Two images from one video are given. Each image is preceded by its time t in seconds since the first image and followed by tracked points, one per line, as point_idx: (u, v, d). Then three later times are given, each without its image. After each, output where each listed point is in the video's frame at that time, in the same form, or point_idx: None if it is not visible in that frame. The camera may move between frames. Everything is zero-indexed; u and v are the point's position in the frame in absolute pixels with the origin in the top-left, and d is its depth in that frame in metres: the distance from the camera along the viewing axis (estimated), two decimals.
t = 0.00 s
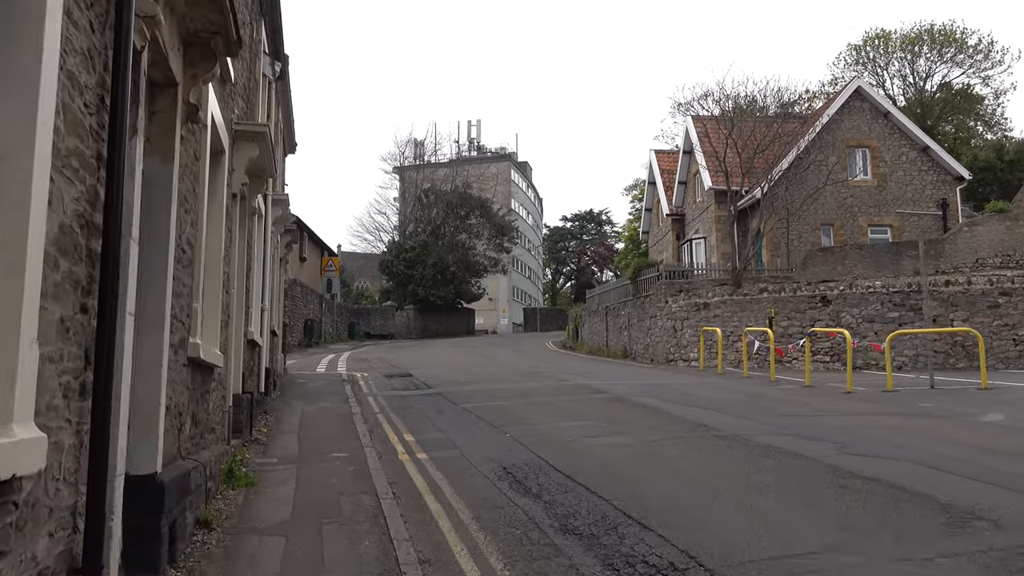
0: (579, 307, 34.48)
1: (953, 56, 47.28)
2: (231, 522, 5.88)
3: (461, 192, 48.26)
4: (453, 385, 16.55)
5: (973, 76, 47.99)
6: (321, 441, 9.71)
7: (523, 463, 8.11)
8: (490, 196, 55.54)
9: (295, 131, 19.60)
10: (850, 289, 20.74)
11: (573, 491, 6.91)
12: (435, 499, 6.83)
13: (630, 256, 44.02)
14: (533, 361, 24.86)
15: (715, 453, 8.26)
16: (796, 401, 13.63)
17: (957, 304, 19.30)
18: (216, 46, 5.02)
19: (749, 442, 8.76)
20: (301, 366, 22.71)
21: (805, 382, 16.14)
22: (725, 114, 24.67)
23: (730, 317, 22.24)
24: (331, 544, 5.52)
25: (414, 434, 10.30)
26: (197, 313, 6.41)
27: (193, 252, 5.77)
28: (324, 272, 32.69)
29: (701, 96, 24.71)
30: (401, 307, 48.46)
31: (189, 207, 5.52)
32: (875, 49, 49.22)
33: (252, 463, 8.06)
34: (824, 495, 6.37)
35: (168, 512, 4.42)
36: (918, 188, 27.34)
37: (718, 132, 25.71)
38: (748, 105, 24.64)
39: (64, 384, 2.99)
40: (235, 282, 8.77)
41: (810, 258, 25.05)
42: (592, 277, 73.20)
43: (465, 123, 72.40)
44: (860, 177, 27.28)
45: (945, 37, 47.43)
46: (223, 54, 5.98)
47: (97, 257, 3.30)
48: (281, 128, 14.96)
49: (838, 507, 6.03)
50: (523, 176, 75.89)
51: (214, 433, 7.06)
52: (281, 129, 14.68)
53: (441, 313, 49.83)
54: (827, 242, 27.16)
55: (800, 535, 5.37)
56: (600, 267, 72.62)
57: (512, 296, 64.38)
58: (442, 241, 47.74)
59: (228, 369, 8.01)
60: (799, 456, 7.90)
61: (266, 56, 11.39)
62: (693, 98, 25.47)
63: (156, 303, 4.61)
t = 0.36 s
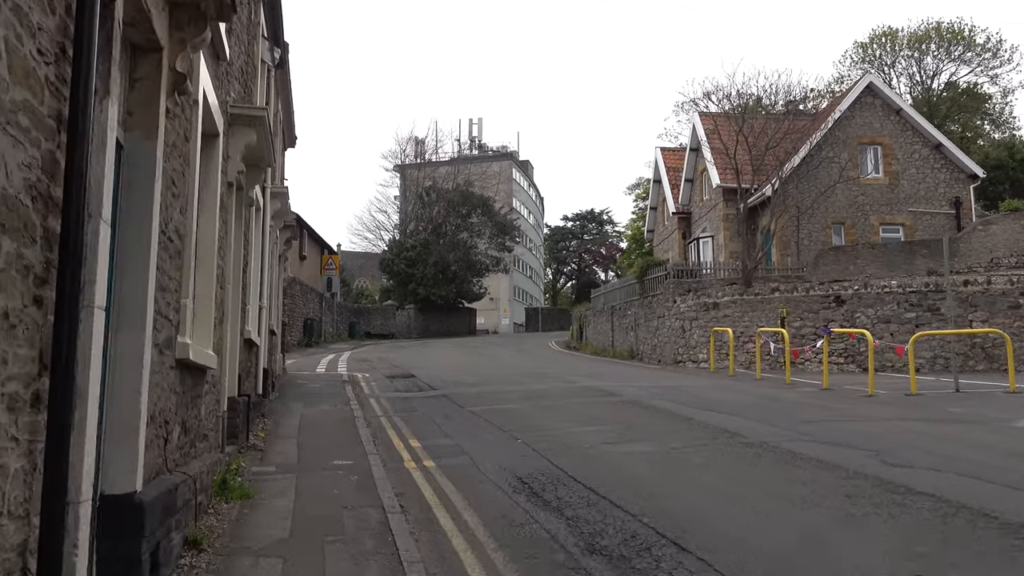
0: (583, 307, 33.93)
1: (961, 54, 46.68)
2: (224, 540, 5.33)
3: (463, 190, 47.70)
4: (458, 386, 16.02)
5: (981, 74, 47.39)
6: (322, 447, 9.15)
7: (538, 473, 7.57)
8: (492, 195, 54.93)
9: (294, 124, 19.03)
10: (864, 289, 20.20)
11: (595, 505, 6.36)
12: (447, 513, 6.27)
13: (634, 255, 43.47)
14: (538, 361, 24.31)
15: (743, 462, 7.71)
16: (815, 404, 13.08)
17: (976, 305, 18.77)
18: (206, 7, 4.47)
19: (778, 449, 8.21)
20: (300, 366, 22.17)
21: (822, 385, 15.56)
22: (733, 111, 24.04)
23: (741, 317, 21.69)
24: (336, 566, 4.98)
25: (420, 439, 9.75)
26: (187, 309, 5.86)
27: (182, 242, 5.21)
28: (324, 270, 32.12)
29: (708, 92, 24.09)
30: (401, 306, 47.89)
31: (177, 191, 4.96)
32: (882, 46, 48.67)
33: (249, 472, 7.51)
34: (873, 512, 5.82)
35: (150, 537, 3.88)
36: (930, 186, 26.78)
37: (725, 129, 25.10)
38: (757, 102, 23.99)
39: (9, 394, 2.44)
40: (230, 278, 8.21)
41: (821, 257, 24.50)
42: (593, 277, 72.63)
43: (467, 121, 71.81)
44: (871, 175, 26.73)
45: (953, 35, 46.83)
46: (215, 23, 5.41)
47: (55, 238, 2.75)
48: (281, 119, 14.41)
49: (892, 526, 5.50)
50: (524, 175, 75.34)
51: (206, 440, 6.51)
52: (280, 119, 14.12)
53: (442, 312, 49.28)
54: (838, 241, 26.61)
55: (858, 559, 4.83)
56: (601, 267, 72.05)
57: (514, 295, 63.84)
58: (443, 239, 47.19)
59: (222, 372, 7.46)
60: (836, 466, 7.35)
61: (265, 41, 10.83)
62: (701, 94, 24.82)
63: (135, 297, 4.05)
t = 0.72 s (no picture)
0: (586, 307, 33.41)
1: (967, 51, 46.13)
2: (211, 564, 4.80)
3: (463, 189, 47.16)
4: (461, 388, 15.49)
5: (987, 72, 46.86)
6: (320, 454, 8.62)
7: (552, 484, 7.04)
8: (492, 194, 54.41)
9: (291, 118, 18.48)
10: (877, 287, 19.67)
11: (619, 521, 5.82)
12: (457, 531, 5.75)
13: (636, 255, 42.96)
14: (542, 362, 23.80)
15: (774, 472, 7.18)
16: (834, 407, 12.56)
17: (994, 304, 18.31)
18: None
19: (808, 457, 7.70)
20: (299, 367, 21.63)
21: (839, 387, 15.04)
22: (740, 107, 23.39)
23: (750, 317, 21.16)
24: None
25: (424, 446, 9.21)
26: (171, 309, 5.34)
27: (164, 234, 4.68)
28: (323, 270, 31.56)
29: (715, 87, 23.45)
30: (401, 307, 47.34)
31: (158, 176, 4.43)
32: (886, 44, 48.16)
33: (242, 483, 6.98)
34: (926, 530, 5.31)
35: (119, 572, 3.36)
36: (941, 183, 26.25)
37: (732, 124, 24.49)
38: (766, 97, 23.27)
39: None
40: (222, 277, 7.68)
41: (831, 256, 23.97)
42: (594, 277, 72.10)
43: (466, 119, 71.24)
44: (880, 172, 26.21)
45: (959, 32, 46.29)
46: None
47: None
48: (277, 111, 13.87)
49: (951, 546, 4.98)
50: (524, 173, 74.81)
51: (193, 451, 5.97)
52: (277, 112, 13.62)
53: (441, 313, 48.71)
54: (847, 239, 26.09)
55: None
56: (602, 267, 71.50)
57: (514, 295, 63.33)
58: (443, 238, 46.67)
59: (213, 376, 6.92)
60: (874, 477, 6.84)
61: (259, 26, 10.28)
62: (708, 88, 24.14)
63: (105, 293, 3.52)
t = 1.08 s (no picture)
0: (590, 307, 32.87)
1: (975, 51, 45.64)
2: None
3: (465, 188, 46.63)
4: (467, 391, 14.98)
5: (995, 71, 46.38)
6: (322, 463, 8.10)
7: (573, 497, 6.53)
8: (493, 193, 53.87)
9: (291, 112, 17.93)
10: (893, 288, 19.15)
11: (652, 543, 5.30)
12: (474, 552, 5.23)
13: (640, 255, 42.46)
14: (547, 364, 23.27)
15: (813, 486, 6.65)
16: (857, 413, 12.05)
17: (1014, 306, 17.87)
18: None
19: (847, 470, 7.19)
20: (298, 368, 21.09)
21: (860, 392, 14.53)
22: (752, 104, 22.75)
23: (761, 319, 20.63)
24: None
25: (431, 454, 8.69)
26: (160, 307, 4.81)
27: (151, 220, 4.15)
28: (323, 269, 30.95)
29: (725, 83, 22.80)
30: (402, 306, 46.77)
31: (142, 154, 3.91)
32: (893, 43, 47.67)
33: (239, 496, 6.47)
34: (997, 558, 4.79)
35: None
36: (954, 182, 25.74)
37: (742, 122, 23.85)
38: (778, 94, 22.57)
39: None
40: (218, 272, 7.14)
41: (842, 256, 23.45)
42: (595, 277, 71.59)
43: (468, 118, 70.69)
44: (893, 170, 25.69)
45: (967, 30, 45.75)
46: None
47: None
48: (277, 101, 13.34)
49: None
50: (525, 172, 74.29)
51: (184, 463, 5.44)
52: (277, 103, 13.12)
53: (442, 312, 48.15)
54: (858, 239, 25.58)
55: None
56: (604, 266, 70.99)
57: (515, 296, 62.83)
58: (444, 237, 46.15)
59: (207, 380, 6.40)
60: (923, 493, 6.34)
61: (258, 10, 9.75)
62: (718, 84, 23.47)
63: (74, 283, 3.01)
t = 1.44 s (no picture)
0: (597, 308, 32.35)
1: (984, 48, 45.07)
2: None
3: (468, 187, 46.10)
4: (476, 395, 14.46)
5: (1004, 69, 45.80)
6: (329, 475, 7.57)
7: (602, 516, 6.02)
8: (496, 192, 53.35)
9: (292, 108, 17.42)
10: (912, 288, 18.61)
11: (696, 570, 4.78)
12: None
13: (646, 255, 41.92)
14: (556, 366, 22.76)
15: (862, 502, 6.13)
16: (886, 419, 11.52)
17: None
18: None
19: (897, 484, 6.65)
20: (300, 371, 20.57)
21: (884, 395, 14.01)
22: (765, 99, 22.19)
23: (775, 319, 20.10)
24: None
25: (443, 465, 8.17)
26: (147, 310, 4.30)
27: (137, 210, 3.65)
28: (325, 269, 30.40)
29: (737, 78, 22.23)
30: (405, 307, 46.23)
31: (126, 135, 3.40)
32: (901, 40, 47.10)
33: (239, 515, 5.96)
34: None
35: None
36: (970, 180, 25.21)
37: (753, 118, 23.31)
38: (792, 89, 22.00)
39: None
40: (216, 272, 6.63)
41: (857, 255, 22.92)
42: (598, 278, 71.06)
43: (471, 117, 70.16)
44: (907, 168, 25.18)
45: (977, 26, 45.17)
46: None
47: None
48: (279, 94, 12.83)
49: None
50: (528, 172, 73.76)
51: (179, 482, 4.93)
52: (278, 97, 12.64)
53: (445, 313, 47.64)
54: (872, 238, 25.06)
55: None
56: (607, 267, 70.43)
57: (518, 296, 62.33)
58: (447, 238, 45.63)
59: (204, 389, 5.89)
60: (987, 511, 5.79)
61: None
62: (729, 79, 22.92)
63: (36, 285, 2.50)
